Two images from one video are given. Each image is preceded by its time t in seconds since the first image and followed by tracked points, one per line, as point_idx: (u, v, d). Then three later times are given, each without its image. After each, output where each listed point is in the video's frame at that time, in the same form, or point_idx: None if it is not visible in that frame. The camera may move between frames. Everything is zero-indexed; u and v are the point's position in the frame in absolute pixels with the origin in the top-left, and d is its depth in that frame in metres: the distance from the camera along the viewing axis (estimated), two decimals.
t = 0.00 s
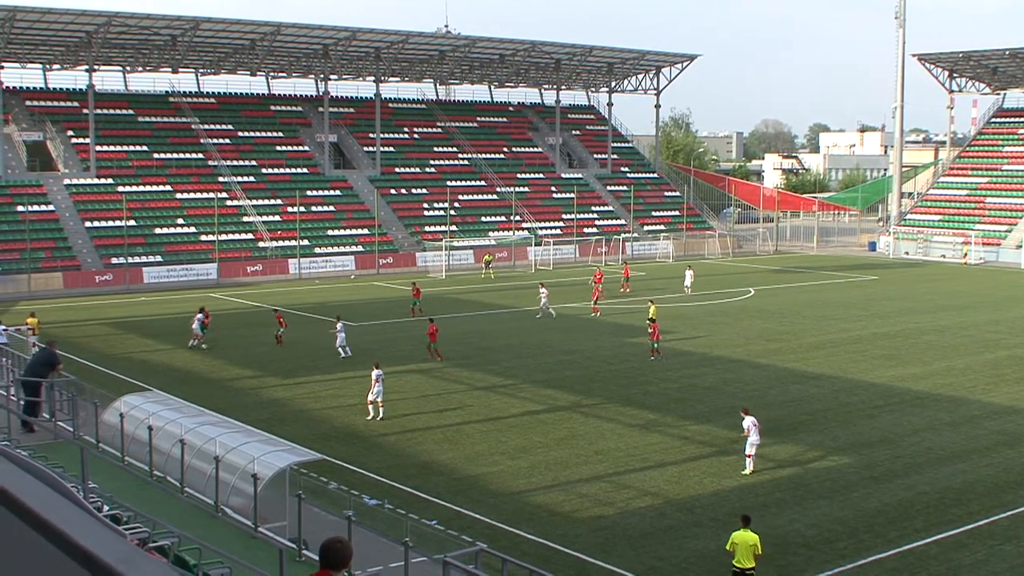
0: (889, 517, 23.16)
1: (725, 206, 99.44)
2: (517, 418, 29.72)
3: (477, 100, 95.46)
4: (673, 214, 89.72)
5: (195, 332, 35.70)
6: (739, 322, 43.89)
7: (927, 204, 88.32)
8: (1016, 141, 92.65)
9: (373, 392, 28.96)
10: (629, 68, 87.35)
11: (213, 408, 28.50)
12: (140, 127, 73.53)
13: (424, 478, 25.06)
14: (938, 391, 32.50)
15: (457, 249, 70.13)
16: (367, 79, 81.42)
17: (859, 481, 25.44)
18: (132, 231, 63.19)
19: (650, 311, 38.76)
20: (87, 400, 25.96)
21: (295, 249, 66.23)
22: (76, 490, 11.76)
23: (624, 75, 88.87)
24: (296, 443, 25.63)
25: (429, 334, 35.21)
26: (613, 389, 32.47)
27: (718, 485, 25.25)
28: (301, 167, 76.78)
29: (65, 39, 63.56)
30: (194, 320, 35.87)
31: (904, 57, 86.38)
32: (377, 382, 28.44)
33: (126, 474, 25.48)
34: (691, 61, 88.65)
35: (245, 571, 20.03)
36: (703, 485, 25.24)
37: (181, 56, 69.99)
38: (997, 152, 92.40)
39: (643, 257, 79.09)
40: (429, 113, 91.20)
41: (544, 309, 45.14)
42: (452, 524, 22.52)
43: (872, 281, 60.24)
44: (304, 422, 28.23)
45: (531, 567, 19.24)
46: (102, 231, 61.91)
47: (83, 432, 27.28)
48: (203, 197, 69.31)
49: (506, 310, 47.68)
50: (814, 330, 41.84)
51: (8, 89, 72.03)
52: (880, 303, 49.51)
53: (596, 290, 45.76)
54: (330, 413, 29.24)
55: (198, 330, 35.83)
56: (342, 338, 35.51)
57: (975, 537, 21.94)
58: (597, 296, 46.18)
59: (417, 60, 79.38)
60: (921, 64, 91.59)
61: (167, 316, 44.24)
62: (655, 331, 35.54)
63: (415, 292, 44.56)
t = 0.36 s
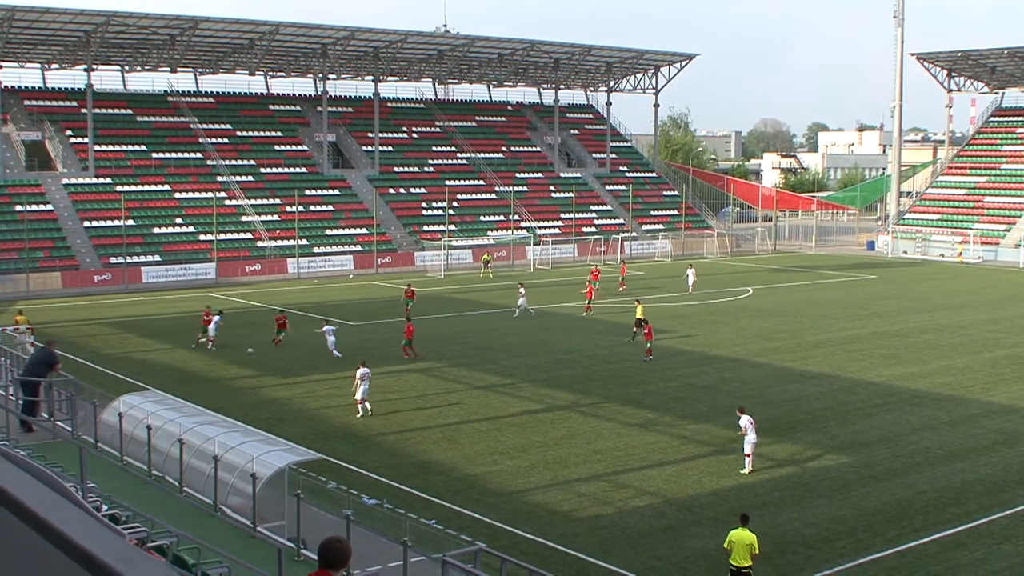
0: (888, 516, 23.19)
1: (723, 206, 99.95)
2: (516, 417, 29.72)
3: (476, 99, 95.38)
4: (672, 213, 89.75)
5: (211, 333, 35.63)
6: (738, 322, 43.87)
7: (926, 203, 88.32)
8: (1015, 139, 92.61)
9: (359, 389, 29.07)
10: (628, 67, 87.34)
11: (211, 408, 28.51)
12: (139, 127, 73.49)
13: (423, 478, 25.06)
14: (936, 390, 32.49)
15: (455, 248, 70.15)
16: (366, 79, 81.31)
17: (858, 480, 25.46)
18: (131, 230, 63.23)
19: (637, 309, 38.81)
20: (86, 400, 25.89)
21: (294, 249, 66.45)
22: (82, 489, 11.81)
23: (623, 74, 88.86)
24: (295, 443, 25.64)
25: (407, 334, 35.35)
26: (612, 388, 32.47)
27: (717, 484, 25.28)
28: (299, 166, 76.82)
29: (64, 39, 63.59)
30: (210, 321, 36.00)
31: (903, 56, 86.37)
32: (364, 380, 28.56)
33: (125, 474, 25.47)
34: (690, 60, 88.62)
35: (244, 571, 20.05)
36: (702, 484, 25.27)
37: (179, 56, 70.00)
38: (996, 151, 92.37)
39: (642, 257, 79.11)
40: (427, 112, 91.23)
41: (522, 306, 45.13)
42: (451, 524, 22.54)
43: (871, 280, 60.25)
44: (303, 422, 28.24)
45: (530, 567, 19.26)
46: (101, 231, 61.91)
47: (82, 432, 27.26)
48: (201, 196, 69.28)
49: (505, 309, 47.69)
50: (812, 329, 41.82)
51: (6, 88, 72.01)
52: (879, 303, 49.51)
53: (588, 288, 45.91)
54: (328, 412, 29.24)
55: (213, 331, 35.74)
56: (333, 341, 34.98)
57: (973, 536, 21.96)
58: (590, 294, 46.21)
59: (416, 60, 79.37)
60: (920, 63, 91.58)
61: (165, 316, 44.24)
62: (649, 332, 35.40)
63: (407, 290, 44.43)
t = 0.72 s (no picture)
0: (884, 516, 23.17)
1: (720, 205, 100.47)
2: (512, 416, 29.68)
3: (472, 98, 95.31)
4: (669, 213, 89.74)
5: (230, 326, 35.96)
6: (734, 321, 43.86)
7: (924, 202, 88.37)
8: (1012, 138, 92.67)
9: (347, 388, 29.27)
10: (625, 66, 87.34)
11: (207, 407, 28.45)
12: (135, 126, 73.46)
13: (419, 477, 25.03)
14: (933, 390, 32.46)
15: (452, 247, 70.19)
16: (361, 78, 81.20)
17: (854, 480, 25.44)
18: (126, 229, 63.15)
19: (623, 308, 38.85)
20: (81, 400, 25.79)
21: (290, 248, 66.46)
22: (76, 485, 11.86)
23: (620, 73, 88.84)
24: (291, 443, 25.59)
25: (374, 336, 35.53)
26: (609, 388, 32.43)
27: (713, 484, 25.26)
28: (295, 165, 76.79)
29: (59, 38, 63.56)
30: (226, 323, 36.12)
31: (900, 55, 86.38)
32: (350, 378, 28.67)
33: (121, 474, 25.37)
34: (687, 59, 88.62)
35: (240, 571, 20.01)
36: (699, 484, 25.24)
37: (175, 54, 69.96)
38: (994, 150, 92.39)
39: (639, 256, 79.13)
40: (423, 111, 91.23)
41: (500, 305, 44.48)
42: (447, 523, 22.51)
43: (868, 279, 60.25)
44: (299, 421, 28.19)
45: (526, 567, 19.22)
46: (96, 231, 61.88)
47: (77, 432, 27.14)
48: (197, 195, 69.21)
49: (503, 309, 47.62)
50: (808, 329, 41.82)
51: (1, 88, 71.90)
52: (877, 301, 49.49)
53: (583, 287, 45.90)
54: (325, 412, 29.20)
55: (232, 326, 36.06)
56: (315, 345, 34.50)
57: (970, 536, 21.94)
58: (584, 293, 46.21)
59: (412, 59, 79.37)
60: (918, 62, 91.62)
61: (160, 315, 44.19)
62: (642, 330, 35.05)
63: (403, 290, 44.20)
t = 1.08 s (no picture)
0: (885, 518, 22.79)
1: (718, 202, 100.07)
2: (507, 417, 29.30)
3: (466, 95, 94.84)
4: (666, 210, 89.29)
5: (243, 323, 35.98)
6: (729, 320, 43.45)
7: (924, 200, 87.96)
8: (1013, 135, 92.24)
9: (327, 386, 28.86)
10: (621, 62, 86.91)
11: (197, 408, 28.04)
12: (122, 122, 73.07)
13: (412, 479, 24.65)
14: (933, 390, 32.08)
15: (445, 245, 69.92)
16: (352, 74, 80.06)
17: (855, 481, 25.06)
18: (115, 227, 62.88)
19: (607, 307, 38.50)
20: (69, 401, 25.39)
21: (281, 246, 66.15)
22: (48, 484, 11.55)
23: (616, 69, 88.42)
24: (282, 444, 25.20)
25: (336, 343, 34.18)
26: (605, 388, 32.04)
27: (711, 486, 24.88)
28: (286, 163, 76.46)
29: (47, 33, 63.16)
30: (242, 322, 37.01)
31: (900, 50, 85.97)
32: (332, 377, 28.29)
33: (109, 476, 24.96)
34: (684, 55, 88.14)
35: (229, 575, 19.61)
36: (696, 486, 24.87)
37: (165, 50, 69.51)
38: (995, 147, 91.96)
39: (635, 254, 78.75)
40: (416, 107, 90.81)
41: (476, 307, 43.21)
42: (441, 526, 22.14)
43: (867, 277, 59.79)
44: (291, 422, 27.81)
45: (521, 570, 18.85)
46: (85, 229, 61.52)
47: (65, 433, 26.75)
48: (186, 193, 68.80)
49: (496, 308, 47.21)
50: (805, 328, 41.43)
51: None
52: (876, 300, 49.10)
53: (575, 286, 45.56)
54: (317, 413, 28.80)
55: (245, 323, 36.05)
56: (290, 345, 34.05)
57: (972, 538, 21.56)
58: (577, 292, 45.84)
59: (405, 54, 78.95)
60: (919, 58, 91.21)
61: (148, 315, 43.79)
62: (630, 331, 34.34)
63: (397, 289, 43.72)
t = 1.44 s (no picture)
0: (891, 522, 22.40)
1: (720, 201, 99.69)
2: (508, 419, 28.95)
3: (466, 92, 94.48)
4: (668, 209, 88.88)
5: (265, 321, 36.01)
6: (731, 321, 43.05)
7: (931, 199, 87.39)
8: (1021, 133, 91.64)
9: (314, 387, 28.42)
10: (623, 59, 86.53)
11: (193, 410, 27.72)
12: (117, 120, 72.85)
13: (412, 482, 24.31)
14: (940, 391, 31.66)
15: (444, 245, 69.66)
16: (352, 70, 81.10)
17: (860, 484, 24.68)
18: (109, 226, 62.67)
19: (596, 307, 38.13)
20: (62, 402, 25.05)
21: (278, 245, 65.87)
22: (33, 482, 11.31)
23: (617, 66, 88.02)
24: (279, 446, 24.86)
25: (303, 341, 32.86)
26: (606, 390, 31.69)
27: (713, 489, 24.52)
28: (283, 160, 76.24)
29: (40, 28, 62.89)
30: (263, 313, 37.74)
31: (906, 47, 85.46)
32: (318, 377, 27.85)
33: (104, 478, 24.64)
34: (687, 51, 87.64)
35: None
36: (698, 489, 24.50)
37: (160, 46, 69.16)
38: (1003, 145, 91.35)
39: (637, 253, 78.38)
40: (416, 104, 90.49)
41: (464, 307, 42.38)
42: (440, 529, 21.80)
43: (872, 277, 59.28)
44: (289, 424, 27.50)
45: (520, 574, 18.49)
46: (79, 228, 61.30)
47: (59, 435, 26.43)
48: (181, 191, 68.46)
49: (495, 308, 46.87)
50: (808, 328, 41.03)
51: None
52: (882, 300, 48.64)
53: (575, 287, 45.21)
54: (314, 414, 28.46)
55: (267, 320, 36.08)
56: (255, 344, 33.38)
57: (978, 542, 21.17)
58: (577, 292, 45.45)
59: (404, 50, 78.60)
60: (926, 55, 90.68)
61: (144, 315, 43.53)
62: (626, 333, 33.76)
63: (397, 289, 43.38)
